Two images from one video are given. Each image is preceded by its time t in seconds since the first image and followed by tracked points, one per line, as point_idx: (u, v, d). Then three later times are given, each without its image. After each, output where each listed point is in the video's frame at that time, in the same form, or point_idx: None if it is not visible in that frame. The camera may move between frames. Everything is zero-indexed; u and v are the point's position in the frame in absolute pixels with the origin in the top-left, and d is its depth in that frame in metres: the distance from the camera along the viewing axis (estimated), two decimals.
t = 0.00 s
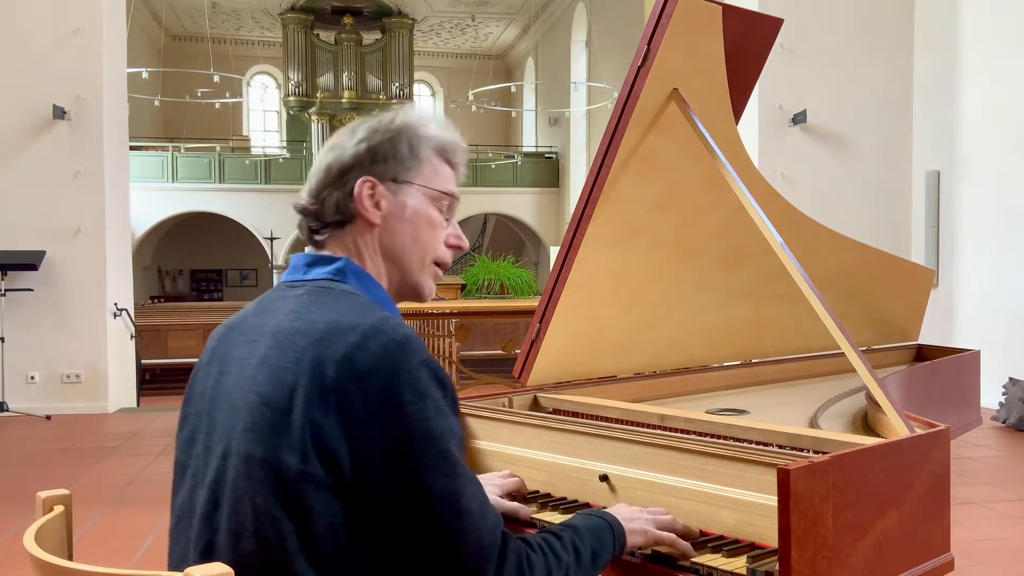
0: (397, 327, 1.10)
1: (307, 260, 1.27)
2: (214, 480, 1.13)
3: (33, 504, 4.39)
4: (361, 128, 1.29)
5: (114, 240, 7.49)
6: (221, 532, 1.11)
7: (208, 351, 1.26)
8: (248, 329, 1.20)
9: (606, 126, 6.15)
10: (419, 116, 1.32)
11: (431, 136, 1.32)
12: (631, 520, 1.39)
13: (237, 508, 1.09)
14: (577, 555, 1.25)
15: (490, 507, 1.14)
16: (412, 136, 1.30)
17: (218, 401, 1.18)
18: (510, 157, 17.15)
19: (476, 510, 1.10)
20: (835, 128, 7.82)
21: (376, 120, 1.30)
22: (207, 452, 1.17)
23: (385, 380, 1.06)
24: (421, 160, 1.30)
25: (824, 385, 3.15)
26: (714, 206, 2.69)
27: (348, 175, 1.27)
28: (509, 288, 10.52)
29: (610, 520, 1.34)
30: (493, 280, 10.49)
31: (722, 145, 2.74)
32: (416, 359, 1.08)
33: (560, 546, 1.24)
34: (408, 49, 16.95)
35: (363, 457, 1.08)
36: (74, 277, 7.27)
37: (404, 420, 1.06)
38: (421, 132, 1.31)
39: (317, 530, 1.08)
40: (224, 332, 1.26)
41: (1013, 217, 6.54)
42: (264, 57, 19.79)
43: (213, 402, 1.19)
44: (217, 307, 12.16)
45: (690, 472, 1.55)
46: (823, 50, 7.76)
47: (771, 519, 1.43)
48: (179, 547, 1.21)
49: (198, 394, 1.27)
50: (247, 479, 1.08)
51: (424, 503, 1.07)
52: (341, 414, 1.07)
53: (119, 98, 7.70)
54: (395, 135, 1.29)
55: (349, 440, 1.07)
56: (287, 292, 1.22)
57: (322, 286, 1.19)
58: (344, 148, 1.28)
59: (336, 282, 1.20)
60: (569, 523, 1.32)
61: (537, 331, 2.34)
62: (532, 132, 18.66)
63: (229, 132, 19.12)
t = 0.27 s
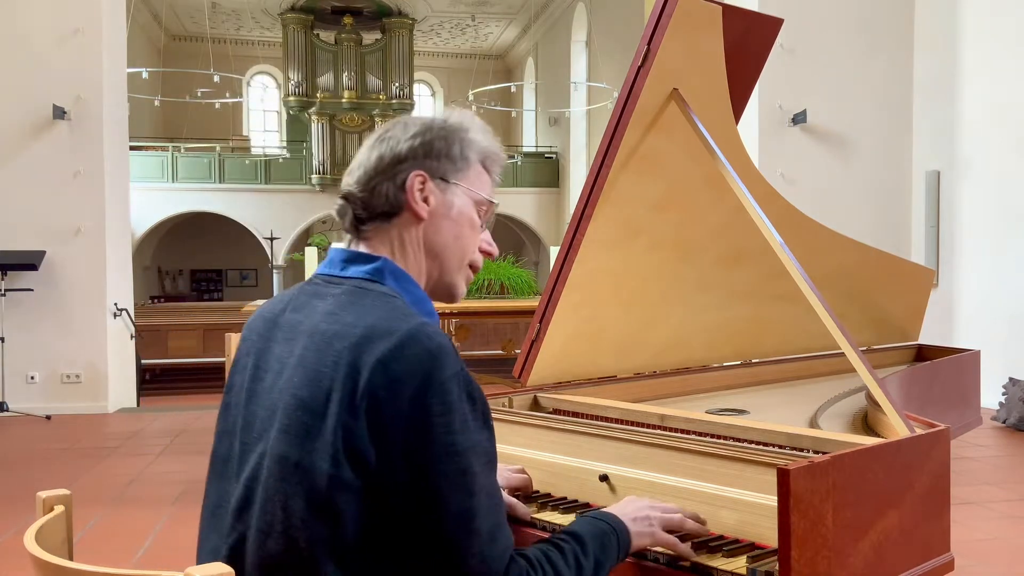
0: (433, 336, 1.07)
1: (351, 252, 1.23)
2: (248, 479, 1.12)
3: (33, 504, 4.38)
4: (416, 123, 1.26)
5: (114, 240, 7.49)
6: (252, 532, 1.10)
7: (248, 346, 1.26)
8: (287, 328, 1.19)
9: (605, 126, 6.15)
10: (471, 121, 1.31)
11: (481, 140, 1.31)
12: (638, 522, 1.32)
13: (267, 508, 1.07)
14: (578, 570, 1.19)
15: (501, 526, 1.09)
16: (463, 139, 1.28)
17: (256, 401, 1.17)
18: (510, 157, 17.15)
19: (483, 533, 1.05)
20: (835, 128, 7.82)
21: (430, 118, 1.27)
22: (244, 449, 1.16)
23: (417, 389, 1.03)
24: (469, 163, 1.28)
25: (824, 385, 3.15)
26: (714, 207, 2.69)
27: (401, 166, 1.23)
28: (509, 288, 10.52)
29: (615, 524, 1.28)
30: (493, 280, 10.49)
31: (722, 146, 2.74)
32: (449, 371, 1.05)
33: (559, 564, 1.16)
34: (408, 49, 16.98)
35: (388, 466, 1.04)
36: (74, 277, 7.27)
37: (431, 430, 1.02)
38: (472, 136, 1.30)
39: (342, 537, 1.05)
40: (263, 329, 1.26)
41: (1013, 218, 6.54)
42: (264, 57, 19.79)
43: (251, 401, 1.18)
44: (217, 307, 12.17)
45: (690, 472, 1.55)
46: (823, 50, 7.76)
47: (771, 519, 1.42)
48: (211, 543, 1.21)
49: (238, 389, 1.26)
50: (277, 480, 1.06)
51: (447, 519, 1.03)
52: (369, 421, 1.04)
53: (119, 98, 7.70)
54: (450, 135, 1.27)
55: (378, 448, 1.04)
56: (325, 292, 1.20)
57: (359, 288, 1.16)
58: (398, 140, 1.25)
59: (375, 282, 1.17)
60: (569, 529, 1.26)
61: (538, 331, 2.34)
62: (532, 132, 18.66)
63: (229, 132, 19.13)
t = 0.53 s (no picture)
0: (450, 347, 1.06)
1: (367, 254, 1.22)
2: (257, 485, 1.12)
3: (33, 504, 4.39)
4: (450, 123, 1.27)
5: (114, 241, 7.50)
6: (261, 540, 1.10)
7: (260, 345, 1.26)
8: (301, 331, 1.18)
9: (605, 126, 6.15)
10: (503, 126, 1.33)
11: (512, 146, 1.33)
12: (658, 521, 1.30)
13: (279, 518, 1.07)
14: (613, 568, 1.19)
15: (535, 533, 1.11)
16: (496, 144, 1.30)
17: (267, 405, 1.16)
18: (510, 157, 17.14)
19: (515, 543, 1.06)
20: (835, 128, 7.82)
21: (464, 120, 1.29)
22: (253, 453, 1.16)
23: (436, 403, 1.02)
24: (500, 168, 1.30)
25: (824, 385, 3.15)
26: (714, 207, 2.69)
27: (434, 166, 1.25)
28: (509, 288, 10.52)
29: (638, 518, 1.27)
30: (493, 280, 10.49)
31: (722, 146, 2.74)
32: (468, 382, 1.04)
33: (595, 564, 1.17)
34: (408, 49, 16.96)
35: (406, 478, 1.04)
36: (74, 277, 7.27)
37: (451, 444, 1.02)
38: (504, 142, 1.31)
39: (352, 550, 1.05)
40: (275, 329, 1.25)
41: (1013, 218, 6.54)
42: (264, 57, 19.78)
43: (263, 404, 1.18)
44: (217, 307, 12.17)
45: (690, 472, 1.55)
46: (822, 50, 7.76)
47: (771, 519, 1.42)
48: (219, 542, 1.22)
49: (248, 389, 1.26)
50: (290, 490, 1.06)
51: (464, 534, 1.04)
52: (388, 432, 1.03)
53: (119, 98, 7.69)
54: (484, 139, 1.28)
55: (394, 461, 1.04)
56: (340, 294, 1.19)
57: (377, 293, 1.15)
58: (433, 139, 1.25)
59: (392, 288, 1.16)
60: (595, 526, 1.25)
61: (538, 331, 2.34)
62: (532, 132, 18.66)
63: (229, 132, 19.14)
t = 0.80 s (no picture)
0: (448, 352, 1.05)
1: (364, 254, 1.21)
2: (256, 491, 1.12)
3: (33, 504, 4.39)
4: (450, 118, 1.27)
5: (114, 241, 7.50)
6: (261, 546, 1.10)
7: (257, 347, 1.26)
8: (298, 334, 1.18)
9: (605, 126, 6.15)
10: (504, 122, 1.33)
11: (511, 142, 1.33)
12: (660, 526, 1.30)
13: (278, 524, 1.07)
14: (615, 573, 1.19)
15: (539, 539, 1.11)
16: (496, 139, 1.30)
17: (265, 408, 1.16)
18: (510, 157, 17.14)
19: (523, 549, 1.06)
20: (835, 128, 7.82)
21: (465, 115, 1.28)
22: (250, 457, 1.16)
23: (434, 410, 1.02)
24: (500, 164, 1.31)
25: (824, 385, 3.15)
26: (714, 207, 2.69)
27: (434, 162, 1.24)
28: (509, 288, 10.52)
29: (638, 525, 1.27)
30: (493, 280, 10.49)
31: (722, 145, 2.74)
32: (467, 390, 1.04)
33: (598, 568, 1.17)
34: (408, 49, 16.95)
35: (405, 485, 1.04)
36: (74, 278, 7.27)
37: (451, 452, 1.02)
38: (504, 138, 1.31)
39: (352, 557, 1.05)
40: (272, 331, 1.25)
41: (1013, 219, 6.54)
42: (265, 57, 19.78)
43: (260, 407, 1.18)
44: (217, 307, 12.17)
45: (690, 472, 1.55)
46: (822, 50, 7.76)
47: (771, 518, 1.42)
48: (219, 543, 1.23)
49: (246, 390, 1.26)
50: (288, 498, 1.06)
51: (466, 542, 1.04)
52: (386, 439, 1.03)
53: (119, 98, 7.69)
54: (484, 134, 1.28)
55: (392, 468, 1.03)
56: (338, 296, 1.19)
57: (374, 296, 1.15)
58: (434, 134, 1.25)
59: (389, 290, 1.16)
60: (595, 533, 1.24)
61: (538, 331, 2.34)
62: (532, 132, 18.66)
63: (229, 132, 19.14)
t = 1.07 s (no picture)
0: (447, 350, 1.05)
1: (365, 255, 1.22)
2: (251, 492, 1.12)
3: (34, 504, 4.39)
4: (460, 122, 1.27)
5: (114, 241, 7.50)
6: (257, 548, 1.10)
7: (253, 347, 1.26)
8: (295, 332, 1.18)
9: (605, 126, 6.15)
10: (512, 129, 1.33)
11: (519, 149, 1.34)
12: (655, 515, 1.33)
13: (274, 526, 1.07)
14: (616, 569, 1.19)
15: (542, 541, 1.11)
16: (505, 145, 1.31)
17: (260, 408, 1.16)
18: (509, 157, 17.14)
19: (526, 549, 1.06)
20: (835, 128, 7.82)
21: (474, 119, 1.29)
22: (246, 458, 1.16)
23: (432, 408, 1.02)
24: (506, 170, 1.31)
25: (824, 385, 3.15)
26: (714, 207, 2.69)
27: (442, 165, 1.24)
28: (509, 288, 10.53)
29: (638, 519, 1.28)
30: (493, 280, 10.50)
31: (722, 146, 2.74)
32: (466, 388, 1.04)
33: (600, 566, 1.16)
34: (408, 49, 16.94)
35: (403, 484, 1.04)
36: (74, 278, 7.27)
37: (450, 450, 1.02)
38: (512, 145, 1.32)
39: (349, 556, 1.05)
40: (268, 331, 1.25)
41: (1013, 219, 6.54)
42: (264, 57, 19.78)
43: (256, 407, 1.18)
44: (217, 308, 12.18)
45: (690, 472, 1.55)
46: (822, 50, 7.76)
47: (770, 518, 1.42)
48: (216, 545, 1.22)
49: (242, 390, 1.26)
50: (284, 499, 1.06)
51: (466, 541, 1.03)
52: (383, 439, 1.03)
53: (119, 99, 7.69)
54: (493, 140, 1.29)
55: (390, 467, 1.03)
56: (336, 295, 1.19)
57: (373, 294, 1.15)
58: (443, 137, 1.25)
59: (389, 289, 1.16)
60: (594, 528, 1.25)
61: (538, 331, 2.34)
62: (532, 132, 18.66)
63: (229, 132, 19.14)
